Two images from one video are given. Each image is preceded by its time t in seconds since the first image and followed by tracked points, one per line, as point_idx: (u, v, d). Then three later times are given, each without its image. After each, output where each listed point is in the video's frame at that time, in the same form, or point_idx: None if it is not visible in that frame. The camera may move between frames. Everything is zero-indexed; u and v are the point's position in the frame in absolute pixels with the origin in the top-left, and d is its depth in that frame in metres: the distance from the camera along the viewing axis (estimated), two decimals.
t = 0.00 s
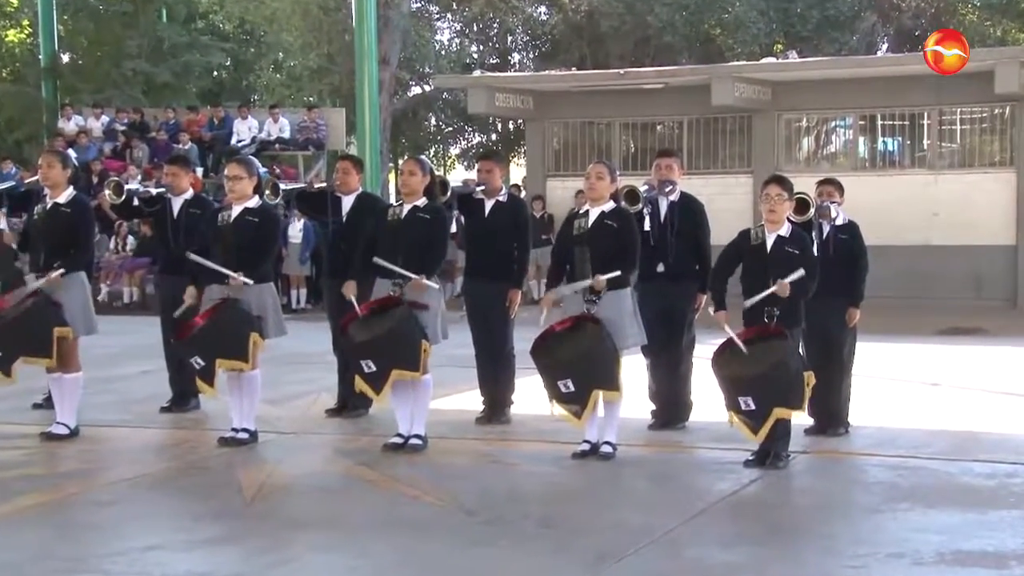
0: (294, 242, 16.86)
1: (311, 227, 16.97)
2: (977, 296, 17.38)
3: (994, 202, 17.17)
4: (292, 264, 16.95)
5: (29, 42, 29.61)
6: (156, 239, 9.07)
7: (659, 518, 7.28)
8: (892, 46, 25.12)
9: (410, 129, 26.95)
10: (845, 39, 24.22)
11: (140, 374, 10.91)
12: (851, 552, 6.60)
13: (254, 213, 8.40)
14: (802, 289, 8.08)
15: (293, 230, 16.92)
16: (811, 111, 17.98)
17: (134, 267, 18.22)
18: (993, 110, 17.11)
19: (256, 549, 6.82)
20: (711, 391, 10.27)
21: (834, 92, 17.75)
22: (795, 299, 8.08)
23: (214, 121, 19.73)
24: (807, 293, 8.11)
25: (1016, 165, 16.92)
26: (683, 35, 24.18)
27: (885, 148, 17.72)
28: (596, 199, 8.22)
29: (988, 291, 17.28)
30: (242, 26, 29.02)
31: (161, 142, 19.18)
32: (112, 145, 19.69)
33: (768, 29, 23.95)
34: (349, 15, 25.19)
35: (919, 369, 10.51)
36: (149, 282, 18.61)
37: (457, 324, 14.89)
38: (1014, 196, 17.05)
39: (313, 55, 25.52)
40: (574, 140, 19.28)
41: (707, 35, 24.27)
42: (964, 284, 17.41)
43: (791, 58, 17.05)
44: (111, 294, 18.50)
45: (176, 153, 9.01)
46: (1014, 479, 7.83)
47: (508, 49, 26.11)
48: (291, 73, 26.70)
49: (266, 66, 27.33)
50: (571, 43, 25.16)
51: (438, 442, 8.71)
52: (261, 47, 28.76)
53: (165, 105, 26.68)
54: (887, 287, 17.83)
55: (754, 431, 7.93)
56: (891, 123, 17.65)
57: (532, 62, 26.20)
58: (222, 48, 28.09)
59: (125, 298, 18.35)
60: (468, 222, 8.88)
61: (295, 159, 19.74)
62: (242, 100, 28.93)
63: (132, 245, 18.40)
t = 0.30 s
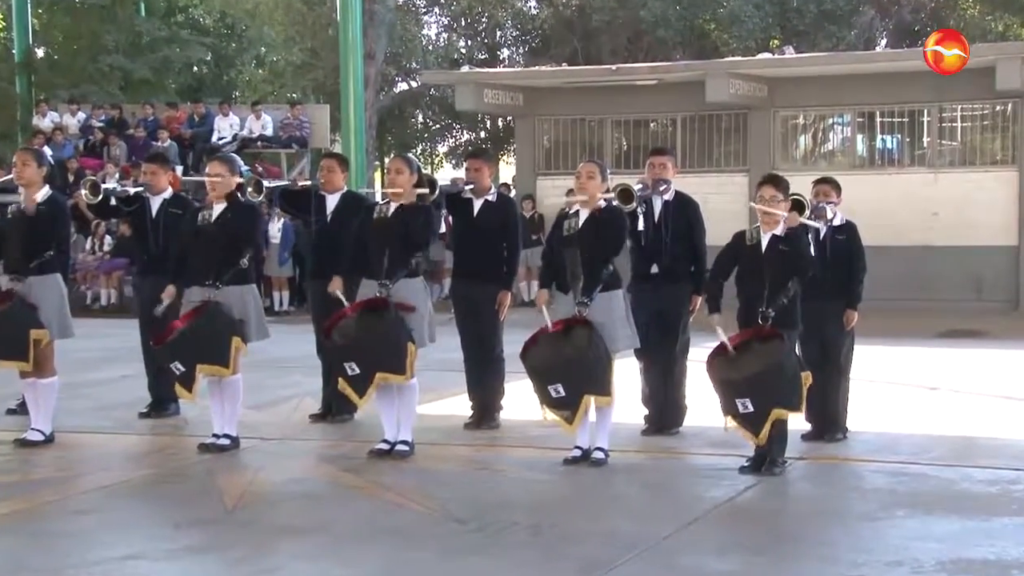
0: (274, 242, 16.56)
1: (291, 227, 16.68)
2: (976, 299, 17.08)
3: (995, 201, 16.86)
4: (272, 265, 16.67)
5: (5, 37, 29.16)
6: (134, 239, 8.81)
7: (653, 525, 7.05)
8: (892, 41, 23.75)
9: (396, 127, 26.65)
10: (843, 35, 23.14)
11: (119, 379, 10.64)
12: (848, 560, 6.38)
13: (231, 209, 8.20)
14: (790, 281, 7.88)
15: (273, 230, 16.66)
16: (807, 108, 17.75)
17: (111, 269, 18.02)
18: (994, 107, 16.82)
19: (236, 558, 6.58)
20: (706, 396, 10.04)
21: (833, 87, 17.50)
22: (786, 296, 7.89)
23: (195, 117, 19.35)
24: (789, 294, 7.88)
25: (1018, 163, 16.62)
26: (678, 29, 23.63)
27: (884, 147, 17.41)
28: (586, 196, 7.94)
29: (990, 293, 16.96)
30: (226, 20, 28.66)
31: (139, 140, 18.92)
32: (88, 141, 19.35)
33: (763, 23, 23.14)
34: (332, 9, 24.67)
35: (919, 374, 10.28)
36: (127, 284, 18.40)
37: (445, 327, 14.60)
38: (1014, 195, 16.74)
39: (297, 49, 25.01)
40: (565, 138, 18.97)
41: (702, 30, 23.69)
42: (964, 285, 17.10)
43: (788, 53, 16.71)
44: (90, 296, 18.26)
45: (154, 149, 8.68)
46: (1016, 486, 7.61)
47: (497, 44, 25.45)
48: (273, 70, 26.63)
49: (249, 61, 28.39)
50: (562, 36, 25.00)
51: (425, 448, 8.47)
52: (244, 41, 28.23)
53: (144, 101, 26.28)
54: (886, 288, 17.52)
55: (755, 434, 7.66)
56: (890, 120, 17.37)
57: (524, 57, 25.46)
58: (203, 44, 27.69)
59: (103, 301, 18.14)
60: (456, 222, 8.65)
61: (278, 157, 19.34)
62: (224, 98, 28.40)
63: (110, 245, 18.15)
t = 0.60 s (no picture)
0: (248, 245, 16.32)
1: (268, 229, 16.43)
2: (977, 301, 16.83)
3: (995, 199, 16.62)
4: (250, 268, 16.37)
5: None
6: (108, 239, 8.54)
7: (646, 534, 6.82)
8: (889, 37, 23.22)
9: (380, 125, 25.89)
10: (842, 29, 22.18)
11: (95, 385, 10.37)
12: (845, 570, 6.15)
13: (216, 213, 7.87)
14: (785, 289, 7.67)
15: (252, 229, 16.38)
16: (803, 105, 17.51)
17: (87, 271, 17.76)
18: (994, 104, 16.57)
19: (213, 568, 6.33)
20: (699, 401, 9.81)
21: (827, 85, 17.28)
22: (779, 302, 7.70)
23: (172, 115, 19.06)
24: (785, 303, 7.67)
25: (1019, 161, 16.37)
26: (671, 24, 22.90)
27: (882, 145, 17.18)
28: (576, 199, 7.75)
29: (989, 296, 16.73)
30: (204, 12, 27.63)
31: (114, 139, 18.60)
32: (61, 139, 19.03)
33: (759, 18, 22.25)
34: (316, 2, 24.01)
35: (917, 378, 10.06)
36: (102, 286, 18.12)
37: (431, 331, 14.33)
38: (1015, 193, 16.47)
39: (278, 43, 25.13)
40: (554, 136, 18.74)
41: (696, 25, 23.03)
42: (963, 286, 16.85)
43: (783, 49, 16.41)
44: (64, 299, 17.98)
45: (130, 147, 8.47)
46: (1018, 493, 7.40)
47: (485, 39, 25.11)
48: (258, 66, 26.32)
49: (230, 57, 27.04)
50: (553, 33, 24.48)
51: (411, 455, 8.23)
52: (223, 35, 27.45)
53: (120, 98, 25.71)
54: (881, 290, 17.27)
55: (749, 443, 7.49)
56: (887, 118, 17.13)
57: (512, 53, 25.02)
58: (181, 38, 26.87)
59: (78, 304, 17.85)
60: (442, 222, 8.40)
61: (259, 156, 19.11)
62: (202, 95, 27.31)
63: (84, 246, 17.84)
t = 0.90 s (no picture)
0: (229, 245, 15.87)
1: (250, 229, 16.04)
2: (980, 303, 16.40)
3: (998, 197, 16.19)
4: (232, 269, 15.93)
5: None
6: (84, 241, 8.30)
7: (639, 543, 6.59)
8: (888, 32, 23.02)
9: (364, 122, 24.83)
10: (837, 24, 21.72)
11: (73, 390, 10.11)
12: None
13: (197, 213, 7.65)
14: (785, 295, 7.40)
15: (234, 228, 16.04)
16: (800, 103, 16.95)
17: (62, 272, 17.41)
18: (997, 101, 16.15)
19: None
20: (693, 406, 9.59)
21: (825, 79, 16.74)
22: (780, 304, 7.41)
23: (150, 112, 18.74)
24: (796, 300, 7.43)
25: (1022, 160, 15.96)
26: (663, 19, 21.87)
27: (881, 142, 16.68)
28: (567, 198, 7.53)
29: (991, 298, 16.31)
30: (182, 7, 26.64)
31: (90, 137, 18.12)
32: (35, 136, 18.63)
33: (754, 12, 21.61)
34: None
35: (916, 383, 9.83)
36: (79, 288, 17.79)
37: (418, 334, 14.02)
38: (1017, 193, 16.07)
39: (259, 40, 23.64)
40: (543, 133, 18.18)
41: (688, 18, 22.08)
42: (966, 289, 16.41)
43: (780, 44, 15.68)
44: (38, 300, 17.64)
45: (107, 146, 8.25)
46: (1021, 501, 7.18)
47: (471, 34, 23.99)
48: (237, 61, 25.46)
49: (210, 52, 26.44)
50: (541, 26, 23.08)
51: (397, 462, 8.01)
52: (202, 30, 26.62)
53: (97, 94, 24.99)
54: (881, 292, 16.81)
55: (745, 447, 7.28)
56: (886, 115, 16.62)
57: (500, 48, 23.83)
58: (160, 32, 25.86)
59: (53, 305, 17.50)
60: (429, 222, 8.17)
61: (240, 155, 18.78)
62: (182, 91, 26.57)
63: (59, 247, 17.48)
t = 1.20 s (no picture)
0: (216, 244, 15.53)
1: (234, 228, 15.69)
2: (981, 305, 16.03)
3: (1000, 199, 15.76)
4: (215, 270, 15.57)
5: None
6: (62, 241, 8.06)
7: (635, 552, 6.37)
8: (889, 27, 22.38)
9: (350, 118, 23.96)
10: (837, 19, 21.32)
11: (50, 397, 9.85)
12: None
13: (177, 212, 7.44)
14: (789, 286, 7.20)
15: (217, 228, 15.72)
16: (800, 99, 16.50)
17: (39, 275, 17.14)
18: (1001, 98, 15.71)
19: None
20: (689, 411, 9.36)
21: (826, 75, 16.26)
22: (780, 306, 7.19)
23: (131, 108, 18.40)
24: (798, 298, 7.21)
25: None
26: (659, 14, 21.54)
27: (882, 140, 16.23)
28: (561, 198, 7.33)
29: (994, 300, 15.94)
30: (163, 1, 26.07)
31: (69, 133, 17.75)
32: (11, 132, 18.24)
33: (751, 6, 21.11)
34: None
35: (918, 388, 9.60)
36: (56, 289, 17.53)
37: (406, 337, 13.71)
38: (1021, 192, 15.63)
39: (242, 34, 23.01)
40: (535, 131, 17.67)
41: (685, 14, 21.68)
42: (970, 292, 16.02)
43: (780, 39, 15.14)
44: (16, 304, 17.38)
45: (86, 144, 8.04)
46: None
47: (463, 29, 23.59)
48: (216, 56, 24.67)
49: (191, 48, 25.88)
50: (534, 22, 22.70)
51: (384, 469, 7.77)
52: (185, 24, 25.93)
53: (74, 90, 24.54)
54: (884, 293, 16.38)
55: (737, 452, 7.07)
56: (889, 112, 16.17)
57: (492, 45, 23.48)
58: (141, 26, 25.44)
59: (30, 309, 17.25)
60: (418, 223, 7.96)
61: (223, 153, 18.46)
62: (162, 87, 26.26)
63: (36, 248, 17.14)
